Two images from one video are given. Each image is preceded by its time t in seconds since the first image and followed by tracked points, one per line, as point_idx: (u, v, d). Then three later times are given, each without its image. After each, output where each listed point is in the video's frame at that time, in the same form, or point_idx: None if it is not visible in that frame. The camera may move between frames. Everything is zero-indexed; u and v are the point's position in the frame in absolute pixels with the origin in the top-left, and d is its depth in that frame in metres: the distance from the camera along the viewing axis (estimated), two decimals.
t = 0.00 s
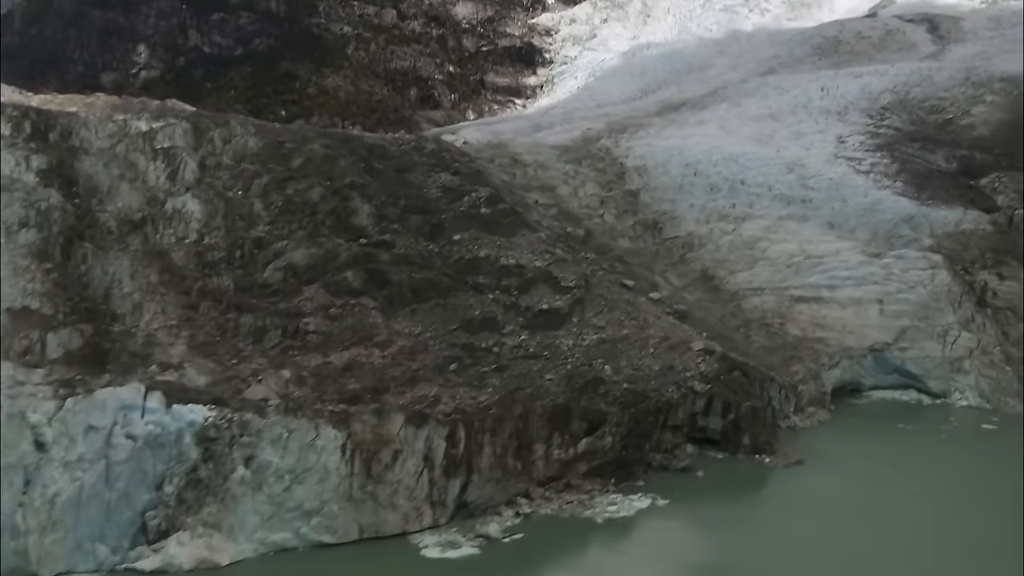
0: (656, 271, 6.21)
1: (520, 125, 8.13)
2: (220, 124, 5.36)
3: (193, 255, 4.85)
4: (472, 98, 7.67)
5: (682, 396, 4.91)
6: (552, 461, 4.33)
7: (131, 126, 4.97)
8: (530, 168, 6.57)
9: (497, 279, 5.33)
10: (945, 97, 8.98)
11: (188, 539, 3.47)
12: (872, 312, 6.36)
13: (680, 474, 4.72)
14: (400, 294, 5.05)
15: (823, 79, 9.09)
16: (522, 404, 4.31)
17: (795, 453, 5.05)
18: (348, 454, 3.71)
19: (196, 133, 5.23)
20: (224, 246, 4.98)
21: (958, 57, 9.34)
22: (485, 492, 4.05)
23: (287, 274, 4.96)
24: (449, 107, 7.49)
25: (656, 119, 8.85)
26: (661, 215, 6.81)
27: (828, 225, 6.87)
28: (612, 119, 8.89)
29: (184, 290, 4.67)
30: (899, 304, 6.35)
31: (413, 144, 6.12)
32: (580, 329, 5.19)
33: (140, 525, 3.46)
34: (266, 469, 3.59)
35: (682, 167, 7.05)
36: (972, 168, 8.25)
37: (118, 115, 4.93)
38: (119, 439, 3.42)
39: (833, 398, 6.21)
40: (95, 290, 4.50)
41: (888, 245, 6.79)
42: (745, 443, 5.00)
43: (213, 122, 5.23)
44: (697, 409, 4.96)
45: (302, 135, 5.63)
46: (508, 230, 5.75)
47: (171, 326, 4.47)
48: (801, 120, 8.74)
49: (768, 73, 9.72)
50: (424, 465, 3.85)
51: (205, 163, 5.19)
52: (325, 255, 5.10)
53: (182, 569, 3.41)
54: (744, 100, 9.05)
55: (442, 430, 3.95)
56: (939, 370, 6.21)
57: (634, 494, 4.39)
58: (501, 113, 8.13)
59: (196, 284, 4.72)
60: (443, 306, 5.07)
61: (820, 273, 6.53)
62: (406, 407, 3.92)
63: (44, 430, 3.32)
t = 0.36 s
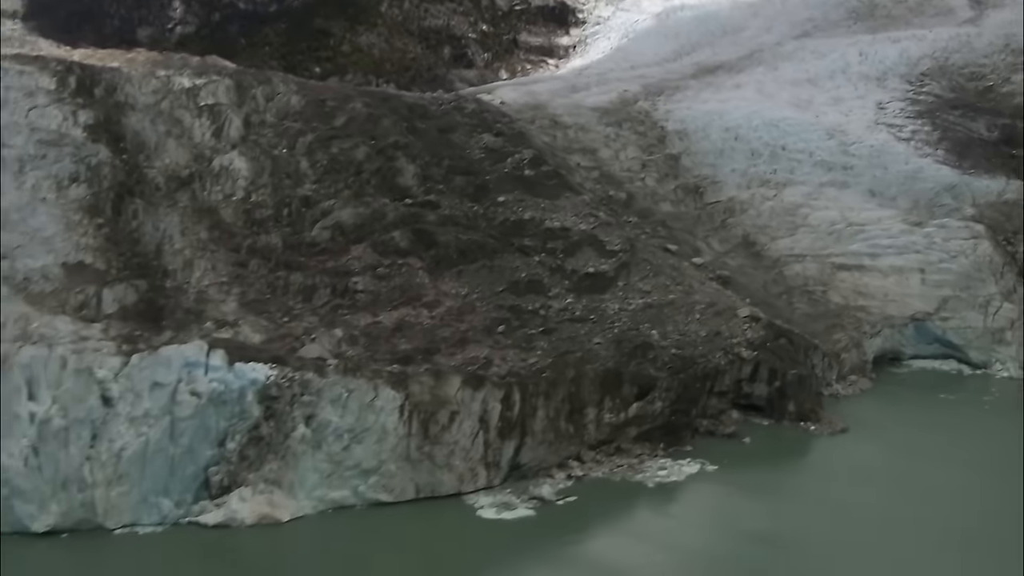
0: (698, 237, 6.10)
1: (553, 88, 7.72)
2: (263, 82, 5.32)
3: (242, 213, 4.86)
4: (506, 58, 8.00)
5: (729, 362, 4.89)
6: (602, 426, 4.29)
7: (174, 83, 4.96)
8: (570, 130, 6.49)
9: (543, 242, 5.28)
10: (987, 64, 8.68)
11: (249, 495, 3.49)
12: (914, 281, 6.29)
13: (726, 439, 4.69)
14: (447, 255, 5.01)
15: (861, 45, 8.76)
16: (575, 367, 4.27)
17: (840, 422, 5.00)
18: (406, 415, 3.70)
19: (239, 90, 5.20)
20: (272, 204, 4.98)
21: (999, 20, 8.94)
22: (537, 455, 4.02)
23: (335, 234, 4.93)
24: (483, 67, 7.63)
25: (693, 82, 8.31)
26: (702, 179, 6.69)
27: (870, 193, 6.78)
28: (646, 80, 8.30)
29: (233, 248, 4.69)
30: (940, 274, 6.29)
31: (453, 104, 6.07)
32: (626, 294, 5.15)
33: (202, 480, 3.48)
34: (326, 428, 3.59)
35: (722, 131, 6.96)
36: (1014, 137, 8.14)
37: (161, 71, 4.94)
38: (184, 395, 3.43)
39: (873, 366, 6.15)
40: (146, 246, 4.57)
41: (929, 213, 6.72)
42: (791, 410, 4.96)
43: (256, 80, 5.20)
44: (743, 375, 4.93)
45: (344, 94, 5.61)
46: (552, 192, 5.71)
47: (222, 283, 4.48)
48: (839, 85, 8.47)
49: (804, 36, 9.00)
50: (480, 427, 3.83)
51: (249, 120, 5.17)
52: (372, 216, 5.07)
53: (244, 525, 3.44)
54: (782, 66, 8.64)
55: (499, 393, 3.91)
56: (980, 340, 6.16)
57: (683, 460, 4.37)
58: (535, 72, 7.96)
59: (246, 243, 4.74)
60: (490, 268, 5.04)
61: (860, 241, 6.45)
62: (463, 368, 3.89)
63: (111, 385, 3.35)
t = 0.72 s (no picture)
0: (752, 208, 6.11)
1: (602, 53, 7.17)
2: (318, 44, 5.24)
3: (300, 176, 4.85)
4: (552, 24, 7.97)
5: (786, 337, 4.85)
6: (662, 398, 4.27)
7: (228, 44, 4.94)
8: (622, 99, 6.42)
9: (598, 212, 5.23)
10: None
11: (317, 459, 3.50)
12: (968, 260, 6.05)
13: (782, 414, 4.68)
14: (503, 223, 4.99)
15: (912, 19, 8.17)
16: (637, 339, 4.20)
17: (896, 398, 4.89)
18: (473, 383, 3.68)
19: (294, 52, 5.14)
20: (329, 167, 4.96)
21: None
22: (598, 426, 4.00)
23: (392, 199, 4.92)
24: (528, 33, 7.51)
25: (741, 52, 7.91)
26: (755, 151, 6.62)
27: (924, 168, 6.54)
28: (694, 49, 7.93)
29: (292, 211, 4.68)
30: (995, 253, 6.01)
31: (506, 69, 5.95)
32: (681, 265, 5.09)
33: (272, 442, 3.50)
34: (394, 395, 3.57)
35: (775, 104, 6.86)
36: None
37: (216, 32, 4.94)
38: (256, 358, 3.44)
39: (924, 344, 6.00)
40: (207, 207, 4.61)
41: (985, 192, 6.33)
42: (847, 387, 4.91)
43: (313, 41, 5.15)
44: (799, 350, 4.91)
45: (397, 57, 5.49)
46: (607, 161, 5.65)
47: (283, 246, 4.46)
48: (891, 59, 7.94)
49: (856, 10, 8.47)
50: (544, 397, 3.80)
51: (305, 83, 5.13)
52: (430, 181, 5.02)
53: (313, 488, 3.46)
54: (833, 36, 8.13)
55: (563, 363, 3.87)
56: None
57: (741, 434, 4.33)
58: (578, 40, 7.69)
59: (304, 206, 4.72)
60: (546, 237, 5.01)
61: (915, 217, 6.35)
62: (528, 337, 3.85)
63: (185, 346, 3.37)
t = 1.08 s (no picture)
0: (797, 183, 5.92)
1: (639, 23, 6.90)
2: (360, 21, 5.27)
3: (350, 155, 4.87)
4: None
5: (840, 314, 4.84)
6: (720, 376, 4.23)
7: (272, 23, 5.04)
8: (665, 74, 6.41)
9: (648, 188, 5.18)
10: None
11: (385, 438, 3.49)
12: None
13: (837, 391, 4.69)
14: (553, 201, 4.96)
15: None
16: (695, 317, 4.14)
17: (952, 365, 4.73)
18: (537, 362, 3.65)
19: (336, 30, 5.17)
20: (379, 146, 4.97)
21: None
22: (659, 404, 3.98)
23: (442, 176, 4.91)
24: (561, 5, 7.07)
25: (779, 24, 6.81)
26: (800, 126, 6.19)
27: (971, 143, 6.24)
28: (730, 22, 6.94)
29: (344, 189, 4.70)
30: None
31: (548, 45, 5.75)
32: (733, 242, 5.04)
33: (340, 422, 3.49)
34: (459, 374, 3.55)
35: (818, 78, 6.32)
36: None
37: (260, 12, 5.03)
38: (324, 340, 3.41)
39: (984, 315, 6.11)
40: (260, 185, 4.66)
41: None
42: (901, 363, 4.80)
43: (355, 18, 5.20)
44: (852, 327, 4.88)
45: (440, 34, 5.44)
46: (653, 138, 5.52)
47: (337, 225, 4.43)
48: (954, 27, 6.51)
49: None
50: (606, 375, 3.77)
51: (350, 61, 5.15)
52: (480, 158, 5.00)
53: (381, 467, 3.45)
54: None
55: (625, 342, 3.83)
56: None
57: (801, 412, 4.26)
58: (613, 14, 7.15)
59: (355, 184, 4.74)
60: (597, 214, 4.98)
61: (960, 191, 5.28)
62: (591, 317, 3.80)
63: (253, 328, 3.36)
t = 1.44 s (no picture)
0: (841, 164, 5.87)
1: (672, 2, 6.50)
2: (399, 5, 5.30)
3: (398, 141, 4.88)
4: None
5: (893, 296, 4.74)
6: (776, 359, 4.20)
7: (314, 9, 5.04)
8: (704, 55, 6.16)
9: (694, 170, 5.15)
10: None
11: (449, 425, 3.48)
12: None
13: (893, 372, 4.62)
14: (601, 183, 4.94)
15: None
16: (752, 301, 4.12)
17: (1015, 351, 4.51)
18: (598, 348, 3.62)
19: (376, 15, 5.20)
20: (426, 131, 4.98)
21: None
22: (718, 388, 3.94)
23: (489, 161, 4.92)
24: None
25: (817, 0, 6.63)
26: (842, 106, 6.16)
27: None
28: None
29: (393, 174, 4.72)
30: None
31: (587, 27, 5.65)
32: (781, 224, 4.99)
33: (405, 410, 3.51)
34: (521, 361, 3.52)
35: (858, 58, 6.33)
36: None
37: None
38: (389, 328, 3.39)
39: None
40: (309, 172, 4.66)
41: None
42: (954, 344, 4.70)
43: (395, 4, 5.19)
44: (904, 309, 4.78)
45: (478, 17, 5.47)
46: (696, 119, 5.47)
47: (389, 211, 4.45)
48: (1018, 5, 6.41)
49: None
50: (666, 361, 3.74)
51: (392, 46, 5.17)
52: (526, 143, 5.01)
53: (445, 454, 3.44)
54: None
55: (684, 327, 3.79)
56: None
57: (858, 395, 4.21)
58: None
59: (404, 169, 4.75)
60: (645, 197, 4.95)
61: (1005, 170, 5.59)
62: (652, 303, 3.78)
63: (318, 318, 3.35)
